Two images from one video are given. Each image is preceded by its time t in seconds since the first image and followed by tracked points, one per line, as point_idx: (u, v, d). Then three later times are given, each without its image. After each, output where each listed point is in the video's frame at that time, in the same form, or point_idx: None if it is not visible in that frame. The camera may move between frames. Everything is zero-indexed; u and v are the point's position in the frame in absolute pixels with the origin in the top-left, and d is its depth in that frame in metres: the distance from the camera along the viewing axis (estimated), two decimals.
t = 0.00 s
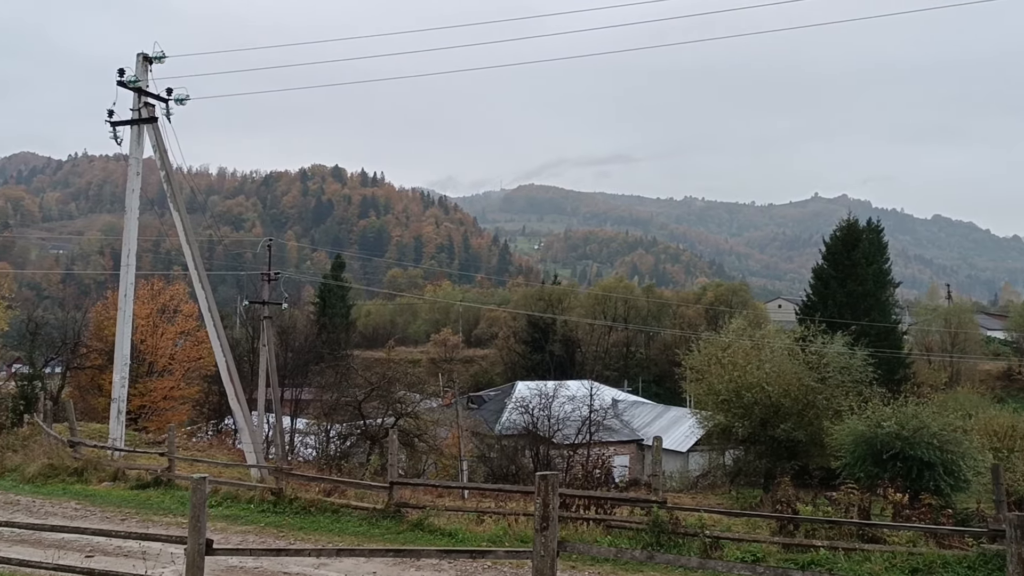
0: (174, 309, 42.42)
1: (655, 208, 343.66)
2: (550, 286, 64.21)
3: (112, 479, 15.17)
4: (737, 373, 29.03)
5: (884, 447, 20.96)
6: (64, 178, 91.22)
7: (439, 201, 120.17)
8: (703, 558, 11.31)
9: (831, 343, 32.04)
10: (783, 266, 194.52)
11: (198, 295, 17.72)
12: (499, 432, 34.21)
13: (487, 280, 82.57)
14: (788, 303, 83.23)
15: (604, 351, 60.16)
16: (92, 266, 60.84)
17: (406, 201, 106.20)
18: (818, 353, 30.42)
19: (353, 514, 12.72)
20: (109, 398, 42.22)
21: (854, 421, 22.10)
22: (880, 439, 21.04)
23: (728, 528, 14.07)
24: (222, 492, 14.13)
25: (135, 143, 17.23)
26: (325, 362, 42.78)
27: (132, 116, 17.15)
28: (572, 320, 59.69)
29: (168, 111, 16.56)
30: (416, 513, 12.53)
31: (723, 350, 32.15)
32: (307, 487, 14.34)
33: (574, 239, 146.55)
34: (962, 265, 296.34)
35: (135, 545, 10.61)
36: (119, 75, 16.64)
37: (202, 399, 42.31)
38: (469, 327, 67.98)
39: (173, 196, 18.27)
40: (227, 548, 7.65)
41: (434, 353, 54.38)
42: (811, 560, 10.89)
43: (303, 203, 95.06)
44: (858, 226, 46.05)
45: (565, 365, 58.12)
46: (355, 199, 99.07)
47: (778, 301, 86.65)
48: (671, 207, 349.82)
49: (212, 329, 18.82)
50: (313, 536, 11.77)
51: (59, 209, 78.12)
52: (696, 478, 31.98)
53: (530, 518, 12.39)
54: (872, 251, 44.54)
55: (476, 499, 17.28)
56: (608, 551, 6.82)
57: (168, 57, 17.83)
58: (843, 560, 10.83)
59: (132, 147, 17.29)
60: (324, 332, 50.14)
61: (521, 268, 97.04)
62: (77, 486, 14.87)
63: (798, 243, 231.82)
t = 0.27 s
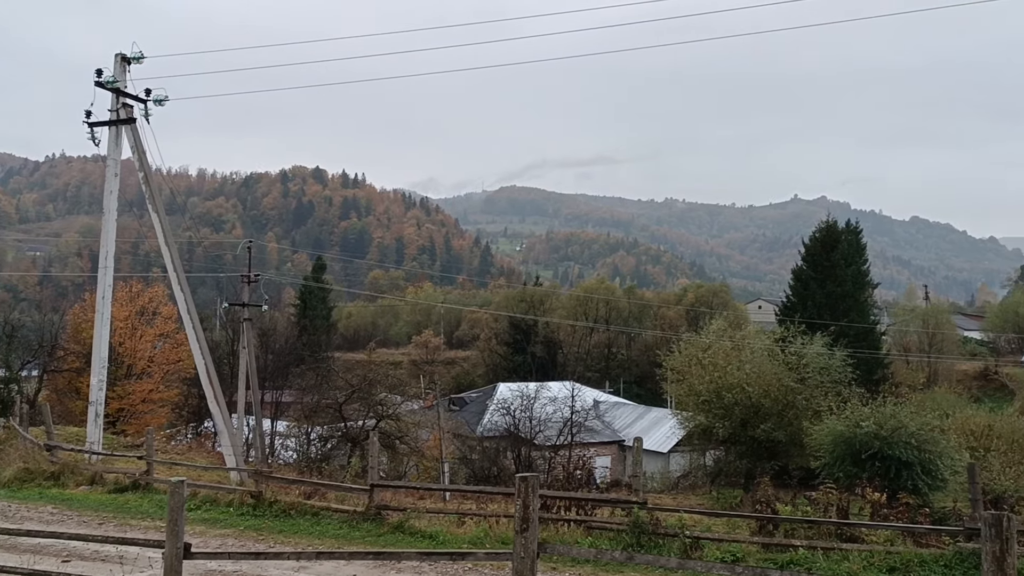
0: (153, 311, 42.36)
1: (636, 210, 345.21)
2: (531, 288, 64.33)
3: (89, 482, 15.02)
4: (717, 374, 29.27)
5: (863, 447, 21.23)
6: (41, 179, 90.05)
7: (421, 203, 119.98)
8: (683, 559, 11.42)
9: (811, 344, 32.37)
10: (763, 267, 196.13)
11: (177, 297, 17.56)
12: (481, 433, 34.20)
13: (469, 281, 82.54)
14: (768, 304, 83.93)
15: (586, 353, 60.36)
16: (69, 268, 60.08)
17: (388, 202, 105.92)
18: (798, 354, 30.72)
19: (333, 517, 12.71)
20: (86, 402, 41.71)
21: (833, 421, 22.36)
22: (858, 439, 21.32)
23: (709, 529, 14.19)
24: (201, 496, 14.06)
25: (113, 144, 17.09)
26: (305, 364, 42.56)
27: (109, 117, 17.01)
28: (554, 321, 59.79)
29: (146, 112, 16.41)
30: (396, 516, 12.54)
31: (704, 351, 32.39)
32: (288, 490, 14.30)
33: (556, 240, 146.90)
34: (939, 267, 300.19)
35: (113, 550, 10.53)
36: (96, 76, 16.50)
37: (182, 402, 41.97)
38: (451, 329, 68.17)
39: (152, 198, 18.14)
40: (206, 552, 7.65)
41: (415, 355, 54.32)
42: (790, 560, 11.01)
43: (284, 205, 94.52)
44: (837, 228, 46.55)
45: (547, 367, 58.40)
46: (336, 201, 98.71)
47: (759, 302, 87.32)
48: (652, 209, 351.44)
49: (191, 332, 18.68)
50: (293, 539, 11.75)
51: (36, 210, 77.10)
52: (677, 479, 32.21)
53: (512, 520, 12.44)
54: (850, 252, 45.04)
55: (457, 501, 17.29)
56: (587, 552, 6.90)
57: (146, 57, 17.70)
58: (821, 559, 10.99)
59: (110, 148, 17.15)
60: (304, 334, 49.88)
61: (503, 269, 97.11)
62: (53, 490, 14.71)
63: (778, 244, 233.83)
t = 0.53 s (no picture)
0: (130, 314, 41.90)
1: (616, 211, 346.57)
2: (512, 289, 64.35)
3: (65, 487, 14.85)
4: (697, 375, 29.49)
5: (841, 446, 21.48)
6: (15, 181, 88.72)
7: (401, 204, 119.64)
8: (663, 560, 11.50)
9: (790, 344, 32.71)
10: (742, 268, 197.64)
11: (154, 299, 17.40)
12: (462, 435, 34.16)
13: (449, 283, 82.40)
14: (747, 305, 84.61)
15: (567, 354, 60.50)
16: (44, 271, 59.21)
17: (367, 204, 105.50)
18: (777, 354, 31.03)
19: (313, 520, 12.67)
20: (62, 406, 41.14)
21: (812, 421, 22.61)
22: (836, 438, 21.57)
23: (690, 529, 14.31)
24: (179, 499, 13.97)
25: (89, 146, 16.92)
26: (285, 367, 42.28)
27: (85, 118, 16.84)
28: (535, 323, 59.83)
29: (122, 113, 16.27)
30: (376, 519, 12.54)
31: (684, 352, 32.61)
32: (267, 494, 14.24)
33: (536, 241, 147.14)
34: (915, 267, 304.16)
35: (90, 555, 10.44)
36: (71, 77, 16.33)
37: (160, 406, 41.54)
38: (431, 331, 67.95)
39: (128, 199, 17.96)
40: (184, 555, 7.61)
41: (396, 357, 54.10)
42: (769, 559, 11.18)
43: (263, 207, 93.86)
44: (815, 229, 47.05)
45: (528, 368, 58.05)
46: (316, 203, 98.24)
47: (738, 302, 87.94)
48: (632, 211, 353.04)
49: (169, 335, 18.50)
50: (273, 543, 11.69)
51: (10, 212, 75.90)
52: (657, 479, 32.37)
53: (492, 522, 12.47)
54: (828, 253, 45.54)
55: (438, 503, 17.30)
56: (568, 553, 6.95)
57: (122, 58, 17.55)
58: (800, 559, 11.16)
59: (86, 150, 16.97)
60: (284, 336, 49.54)
61: (483, 271, 97.10)
62: (29, 495, 14.51)
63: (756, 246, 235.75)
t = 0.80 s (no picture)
0: (106, 315, 41.37)
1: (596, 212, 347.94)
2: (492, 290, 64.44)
3: (40, 490, 14.71)
4: (676, 374, 29.75)
5: (819, 444, 21.74)
6: None
7: (379, 205, 119.30)
8: (640, 558, 11.63)
9: (767, 343, 33.05)
10: (721, 267, 199.29)
11: (130, 300, 17.21)
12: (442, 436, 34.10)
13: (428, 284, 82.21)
14: (725, 304, 85.35)
15: (547, 354, 60.64)
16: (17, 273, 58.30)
17: (346, 204, 105.06)
18: (755, 353, 31.32)
19: (292, 522, 12.66)
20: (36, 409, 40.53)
21: (790, 418, 22.87)
22: (814, 436, 21.83)
23: (669, 528, 14.45)
24: (156, 502, 13.86)
25: (63, 146, 16.73)
26: (263, 368, 41.98)
27: (58, 118, 16.65)
28: (514, 323, 59.86)
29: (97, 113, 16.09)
30: (355, 520, 12.54)
31: (663, 351, 32.84)
32: (245, 496, 14.20)
33: (516, 242, 147.41)
34: (890, 267, 308.27)
35: (63, 560, 10.32)
36: (45, 76, 16.14)
37: (137, 408, 41.04)
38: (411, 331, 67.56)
39: (103, 199, 17.75)
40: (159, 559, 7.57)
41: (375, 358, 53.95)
42: (747, 557, 11.35)
43: (241, 208, 93.13)
44: (792, 229, 47.52)
45: (508, 369, 58.08)
46: (294, 203, 97.74)
47: (717, 302, 88.56)
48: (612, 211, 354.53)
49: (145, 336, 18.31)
50: (250, 546, 11.64)
51: None
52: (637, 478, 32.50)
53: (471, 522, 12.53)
54: (805, 253, 46.02)
55: (417, 504, 17.29)
56: (547, 552, 7.00)
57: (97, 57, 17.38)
58: (777, 556, 11.38)
59: (60, 150, 16.78)
60: (262, 338, 49.19)
61: (463, 271, 97.09)
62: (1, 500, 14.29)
63: (735, 246, 237.83)
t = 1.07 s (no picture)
0: (80, 316, 40.83)
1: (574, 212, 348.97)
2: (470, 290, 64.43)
3: (11, 494, 14.52)
4: (653, 374, 30.01)
5: (794, 444, 22.04)
6: None
7: (356, 205, 118.68)
8: (617, 558, 11.76)
9: (744, 343, 33.42)
10: (698, 268, 200.85)
11: (104, 301, 16.99)
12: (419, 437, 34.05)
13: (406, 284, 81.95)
14: (702, 304, 86.02)
15: (525, 354, 60.76)
16: None
17: (323, 204, 104.44)
18: (731, 353, 31.65)
19: (269, 524, 12.64)
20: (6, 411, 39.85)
21: (765, 418, 23.17)
22: (789, 435, 22.14)
23: (646, 528, 14.60)
24: (130, 505, 13.75)
25: (34, 145, 16.50)
26: (239, 369, 41.63)
27: (30, 117, 16.42)
28: (492, 323, 59.89)
29: (70, 112, 15.90)
30: (332, 521, 12.53)
31: (640, 351, 33.06)
32: (220, 499, 14.14)
33: (494, 242, 147.51)
34: (864, 267, 312.52)
35: (35, 563, 10.22)
36: (15, 74, 15.92)
37: (110, 410, 40.53)
38: (388, 332, 67.37)
39: (75, 199, 17.52)
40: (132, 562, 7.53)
41: (352, 358, 53.66)
42: (723, 556, 11.51)
43: (217, 207, 92.32)
44: (768, 230, 48.05)
45: (486, 369, 58.10)
46: (270, 203, 96.99)
47: (694, 302, 89.16)
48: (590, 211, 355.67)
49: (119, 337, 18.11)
50: (226, 548, 11.60)
51: None
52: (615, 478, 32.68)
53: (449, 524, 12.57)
54: (781, 253, 46.55)
55: (395, 506, 17.28)
56: (523, 553, 7.07)
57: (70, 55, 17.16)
58: (752, 554, 11.53)
59: (31, 149, 16.55)
60: (238, 338, 48.75)
61: (441, 272, 96.97)
62: None
63: (711, 247, 239.74)
